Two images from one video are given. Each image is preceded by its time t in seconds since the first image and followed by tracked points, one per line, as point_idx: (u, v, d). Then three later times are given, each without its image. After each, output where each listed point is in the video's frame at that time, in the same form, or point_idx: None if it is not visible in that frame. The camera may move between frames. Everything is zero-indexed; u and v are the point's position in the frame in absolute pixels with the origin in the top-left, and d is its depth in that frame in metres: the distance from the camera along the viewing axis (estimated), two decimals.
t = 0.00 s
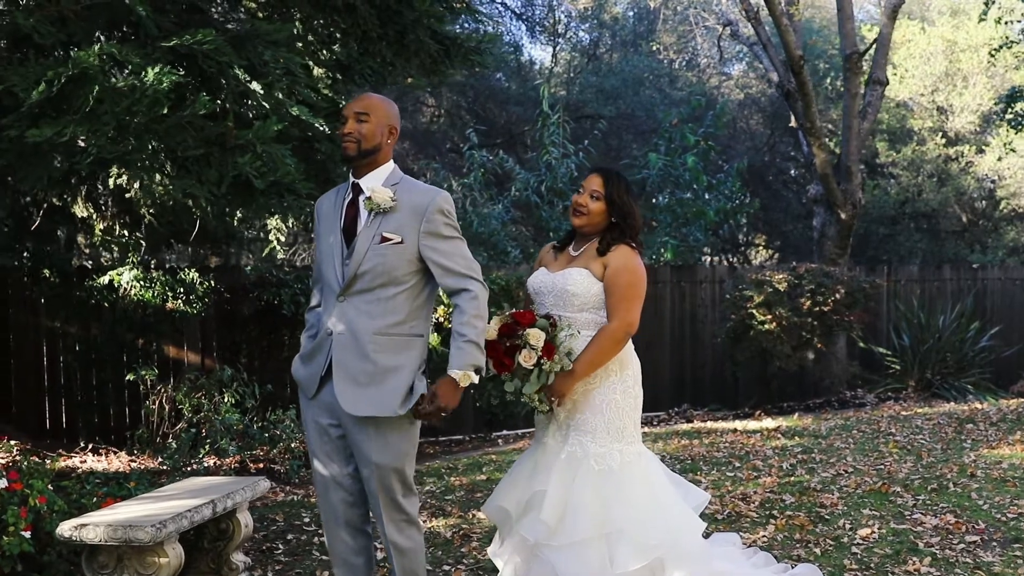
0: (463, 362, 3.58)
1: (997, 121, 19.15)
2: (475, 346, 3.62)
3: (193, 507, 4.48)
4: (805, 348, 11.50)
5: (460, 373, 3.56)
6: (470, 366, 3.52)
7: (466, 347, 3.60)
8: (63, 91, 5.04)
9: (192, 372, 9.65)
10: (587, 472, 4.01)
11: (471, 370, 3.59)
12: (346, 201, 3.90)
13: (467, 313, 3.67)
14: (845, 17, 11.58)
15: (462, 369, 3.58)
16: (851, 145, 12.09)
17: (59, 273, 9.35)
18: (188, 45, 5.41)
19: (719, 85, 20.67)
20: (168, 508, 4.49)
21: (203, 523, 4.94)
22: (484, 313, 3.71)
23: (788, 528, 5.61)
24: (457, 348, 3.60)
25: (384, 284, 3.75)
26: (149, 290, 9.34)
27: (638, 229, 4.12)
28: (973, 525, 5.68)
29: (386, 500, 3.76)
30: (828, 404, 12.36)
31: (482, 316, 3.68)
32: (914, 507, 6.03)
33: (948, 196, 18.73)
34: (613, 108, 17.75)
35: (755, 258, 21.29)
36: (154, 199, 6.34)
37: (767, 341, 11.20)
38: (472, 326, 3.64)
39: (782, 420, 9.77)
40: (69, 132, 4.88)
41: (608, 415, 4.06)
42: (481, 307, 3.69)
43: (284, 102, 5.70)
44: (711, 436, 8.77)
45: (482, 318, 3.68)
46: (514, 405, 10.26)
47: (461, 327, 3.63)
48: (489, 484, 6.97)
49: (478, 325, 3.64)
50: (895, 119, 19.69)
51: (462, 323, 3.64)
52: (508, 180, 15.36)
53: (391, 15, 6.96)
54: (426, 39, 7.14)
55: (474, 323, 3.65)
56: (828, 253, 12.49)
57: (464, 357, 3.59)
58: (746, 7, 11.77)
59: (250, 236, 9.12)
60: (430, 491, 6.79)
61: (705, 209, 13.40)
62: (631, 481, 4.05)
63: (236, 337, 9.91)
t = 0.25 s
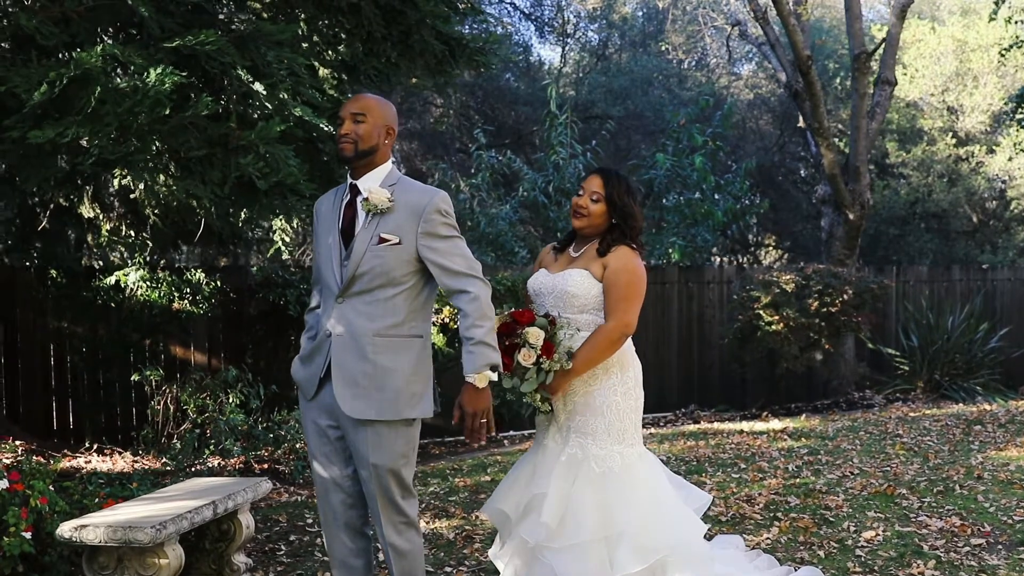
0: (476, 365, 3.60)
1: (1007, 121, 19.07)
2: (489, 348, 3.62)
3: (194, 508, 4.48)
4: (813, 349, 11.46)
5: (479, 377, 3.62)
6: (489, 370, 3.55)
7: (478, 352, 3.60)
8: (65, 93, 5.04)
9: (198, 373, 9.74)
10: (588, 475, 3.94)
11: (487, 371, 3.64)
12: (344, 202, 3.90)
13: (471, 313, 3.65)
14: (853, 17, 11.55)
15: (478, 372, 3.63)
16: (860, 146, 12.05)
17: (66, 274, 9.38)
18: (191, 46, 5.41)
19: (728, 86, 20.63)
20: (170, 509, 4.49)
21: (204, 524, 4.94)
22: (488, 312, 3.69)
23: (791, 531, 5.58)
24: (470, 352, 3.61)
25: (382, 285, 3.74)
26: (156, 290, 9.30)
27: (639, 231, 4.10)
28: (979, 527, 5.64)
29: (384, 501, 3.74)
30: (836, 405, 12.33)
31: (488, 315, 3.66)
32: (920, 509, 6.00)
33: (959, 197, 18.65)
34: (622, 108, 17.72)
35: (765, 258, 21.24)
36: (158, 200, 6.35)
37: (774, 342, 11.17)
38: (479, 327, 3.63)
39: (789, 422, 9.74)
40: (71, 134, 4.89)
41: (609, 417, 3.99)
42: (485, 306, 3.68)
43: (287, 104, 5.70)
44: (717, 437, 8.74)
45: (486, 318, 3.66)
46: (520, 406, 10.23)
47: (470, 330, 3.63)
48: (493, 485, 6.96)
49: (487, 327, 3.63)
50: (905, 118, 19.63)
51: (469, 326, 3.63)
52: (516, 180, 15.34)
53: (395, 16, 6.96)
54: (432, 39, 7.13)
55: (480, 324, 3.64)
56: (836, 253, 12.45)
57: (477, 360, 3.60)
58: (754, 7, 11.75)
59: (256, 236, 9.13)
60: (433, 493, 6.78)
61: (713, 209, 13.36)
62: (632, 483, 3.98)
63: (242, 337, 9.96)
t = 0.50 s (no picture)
0: (488, 363, 3.63)
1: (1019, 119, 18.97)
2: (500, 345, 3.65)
3: (196, 508, 4.47)
4: (822, 349, 11.42)
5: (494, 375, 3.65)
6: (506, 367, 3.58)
7: (490, 351, 3.62)
8: (69, 92, 5.04)
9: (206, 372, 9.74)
10: (588, 475, 3.92)
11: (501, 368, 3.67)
12: (343, 201, 3.89)
13: (477, 312, 3.68)
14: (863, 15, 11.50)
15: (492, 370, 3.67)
16: (869, 145, 12.01)
17: (74, 273, 9.41)
18: (195, 45, 5.41)
19: (739, 85, 20.55)
20: (172, 508, 4.48)
21: (207, 523, 4.93)
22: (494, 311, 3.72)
23: (797, 532, 5.55)
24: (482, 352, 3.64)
25: (381, 285, 3.73)
26: (163, 289, 9.32)
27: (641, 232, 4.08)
28: (985, 529, 5.60)
29: (383, 501, 3.73)
30: (845, 405, 12.29)
31: (493, 312, 3.68)
32: (926, 511, 5.96)
33: (971, 196, 18.56)
34: (632, 107, 17.68)
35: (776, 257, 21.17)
36: (163, 200, 6.35)
37: (782, 342, 11.14)
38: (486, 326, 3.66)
39: (798, 422, 9.71)
40: (74, 133, 4.89)
41: (610, 417, 3.97)
42: (489, 305, 3.70)
43: (292, 103, 5.71)
44: (724, 437, 8.72)
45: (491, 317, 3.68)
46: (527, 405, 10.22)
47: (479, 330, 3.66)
48: (498, 485, 6.95)
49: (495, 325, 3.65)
50: (917, 117, 19.54)
51: (477, 325, 3.67)
52: (525, 179, 15.32)
53: (401, 15, 6.97)
54: (437, 38, 7.14)
55: (486, 323, 3.67)
56: (845, 253, 12.39)
57: (488, 359, 3.64)
58: (763, 5, 11.71)
59: (263, 236, 9.14)
60: (438, 492, 6.77)
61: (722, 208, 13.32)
62: (633, 483, 3.95)
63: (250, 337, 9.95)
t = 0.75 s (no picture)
0: (499, 360, 3.64)
1: None
2: (509, 342, 3.65)
3: (200, 508, 4.47)
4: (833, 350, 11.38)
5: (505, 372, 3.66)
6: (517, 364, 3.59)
7: (500, 349, 3.63)
8: (75, 93, 5.05)
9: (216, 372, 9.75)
10: (591, 476, 3.90)
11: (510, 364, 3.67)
12: (345, 202, 3.88)
13: (483, 310, 3.69)
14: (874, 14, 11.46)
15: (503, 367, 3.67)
16: (881, 144, 11.97)
17: (85, 273, 9.43)
18: (201, 45, 5.42)
19: (752, 84, 20.47)
20: (176, 509, 4.48)
21: (213, 523, 4.93)
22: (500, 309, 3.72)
23: (805, 533, 5.53)
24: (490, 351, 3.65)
25: (384, 285, 3.71)
26: (173, 289, 9.36)
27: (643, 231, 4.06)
28: (995, 531, 5.57)
29: (385, 502, 3.73)
30: (857, 405, 12.24)
31: (500, 310, 3.70)
32: (936, 512, 5.93)
33: (985, 195, 18.48)
34: (644, 107, 17.65)
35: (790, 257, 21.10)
36: (172, 200, 6.36)
37: (793, 342, 11.10)
38: (493, 325, 3.67)
39: (809, 422, 9.67)
40: (80, 134, 4.89)
41: (612, 419, 3.95)
42: (494, 303, 3.70)
43: (300, 104, 5.71)
44: (734, 438, 8.69)
45: (496, 316, 3.69)
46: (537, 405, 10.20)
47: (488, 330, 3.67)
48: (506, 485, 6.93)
49: (502, 324, 3.67)
50: (931, 117, 19.46)
51: (484, 323, 3.68)
52: (536, 179, 15.31)
53: (409, 15, 6.98)
54: (445, 38, 7.16)
55: (492, 322, 3.68)
56: (857, 253, 12.35)
57: (499, 356, 3.65)
58: (774, 4, 11.67)
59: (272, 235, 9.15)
60: (447, 493, 6.77)
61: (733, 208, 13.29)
62: (636, 485, 3.93)
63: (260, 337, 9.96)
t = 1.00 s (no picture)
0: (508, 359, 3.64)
1: None
2: (517, 340, 3.65)
3: (207, 508, 4.48)
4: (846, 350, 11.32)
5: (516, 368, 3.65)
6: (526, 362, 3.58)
7: (507, 348, 3.62)
8: (83, 93, 5.07)
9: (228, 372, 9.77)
10: (595, 477, 3.89)
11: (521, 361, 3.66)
12: (350, 201, 3.85)
13: (489, 310, 3.67)
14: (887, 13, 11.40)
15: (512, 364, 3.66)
16: (894, 144, 11.91)
17: (97, 273, 9.47)
18: (209, 46, 5.44)
19: (766, 84, 20.39)
20: (183, 508, 4.49)
21: (220, 523, 4.94)
22: (506, 308, 3.70)
23: (814, 535, 5.50)
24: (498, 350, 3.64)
25: (390, 286, 3.68)
26: (185, 289, 9.36)
27: (648, 231, 4.04)
28: (1007, 533, 5.52)
29: (390, 502, 3.71)
30: (871, 406, 12.20)
31: (505, 308, 3.69)
32: (946, 514, 5.89)
33: (1001, 195, 18.36)
34: (657, 107, 17.61)
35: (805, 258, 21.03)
36: (182, 201, 6.37)
37: (805, 343, 11.06)
38: (500, 324, 3.66)
39: (821, 423, 9.62)
40: (88, 134, 4.91)
41: (617, 419, 3.94)
42: (500, 303, 3.69)
43: (308, 105, 5.68)
44: (745, 438, 8.66)
45: (502, 315, 3.68)
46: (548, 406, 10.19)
47: (495, 330, 3.66)
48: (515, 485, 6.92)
49: (509, 322, 3.66)
50: (947, 116, 19.34)
51: (490, 323, 3.68)
52: (549, 180, 15.29)
53: (418, 15, 6.99)
54: (455, 38, 7.16)
55: (498, 321, 3.67)
56: (871, 253, 12.28)
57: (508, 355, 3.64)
58: (787, 3, 11.62)
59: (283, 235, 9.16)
60: (456, 493, 6.76)
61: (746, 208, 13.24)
62: (640, 486, 3.92)
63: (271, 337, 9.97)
